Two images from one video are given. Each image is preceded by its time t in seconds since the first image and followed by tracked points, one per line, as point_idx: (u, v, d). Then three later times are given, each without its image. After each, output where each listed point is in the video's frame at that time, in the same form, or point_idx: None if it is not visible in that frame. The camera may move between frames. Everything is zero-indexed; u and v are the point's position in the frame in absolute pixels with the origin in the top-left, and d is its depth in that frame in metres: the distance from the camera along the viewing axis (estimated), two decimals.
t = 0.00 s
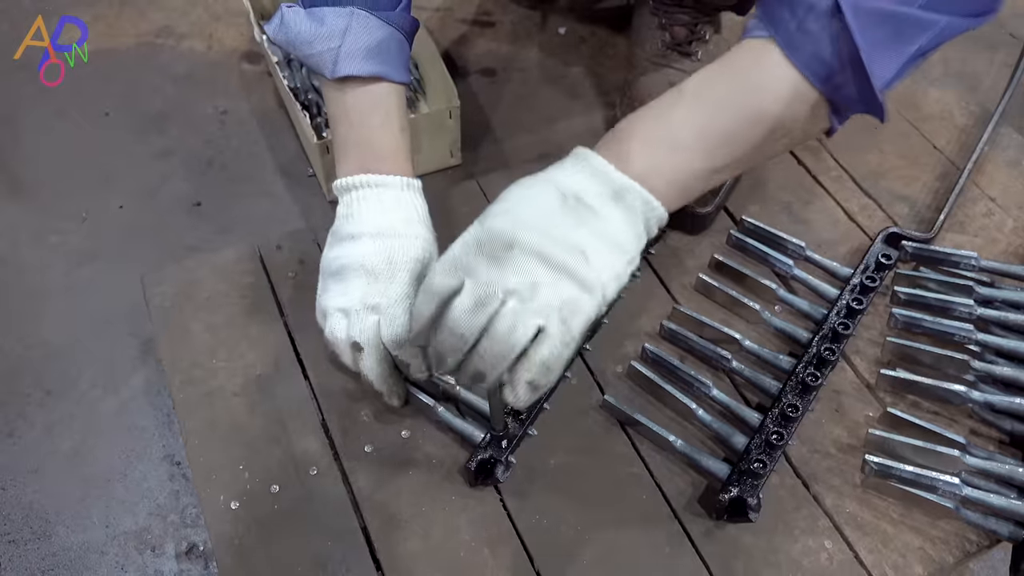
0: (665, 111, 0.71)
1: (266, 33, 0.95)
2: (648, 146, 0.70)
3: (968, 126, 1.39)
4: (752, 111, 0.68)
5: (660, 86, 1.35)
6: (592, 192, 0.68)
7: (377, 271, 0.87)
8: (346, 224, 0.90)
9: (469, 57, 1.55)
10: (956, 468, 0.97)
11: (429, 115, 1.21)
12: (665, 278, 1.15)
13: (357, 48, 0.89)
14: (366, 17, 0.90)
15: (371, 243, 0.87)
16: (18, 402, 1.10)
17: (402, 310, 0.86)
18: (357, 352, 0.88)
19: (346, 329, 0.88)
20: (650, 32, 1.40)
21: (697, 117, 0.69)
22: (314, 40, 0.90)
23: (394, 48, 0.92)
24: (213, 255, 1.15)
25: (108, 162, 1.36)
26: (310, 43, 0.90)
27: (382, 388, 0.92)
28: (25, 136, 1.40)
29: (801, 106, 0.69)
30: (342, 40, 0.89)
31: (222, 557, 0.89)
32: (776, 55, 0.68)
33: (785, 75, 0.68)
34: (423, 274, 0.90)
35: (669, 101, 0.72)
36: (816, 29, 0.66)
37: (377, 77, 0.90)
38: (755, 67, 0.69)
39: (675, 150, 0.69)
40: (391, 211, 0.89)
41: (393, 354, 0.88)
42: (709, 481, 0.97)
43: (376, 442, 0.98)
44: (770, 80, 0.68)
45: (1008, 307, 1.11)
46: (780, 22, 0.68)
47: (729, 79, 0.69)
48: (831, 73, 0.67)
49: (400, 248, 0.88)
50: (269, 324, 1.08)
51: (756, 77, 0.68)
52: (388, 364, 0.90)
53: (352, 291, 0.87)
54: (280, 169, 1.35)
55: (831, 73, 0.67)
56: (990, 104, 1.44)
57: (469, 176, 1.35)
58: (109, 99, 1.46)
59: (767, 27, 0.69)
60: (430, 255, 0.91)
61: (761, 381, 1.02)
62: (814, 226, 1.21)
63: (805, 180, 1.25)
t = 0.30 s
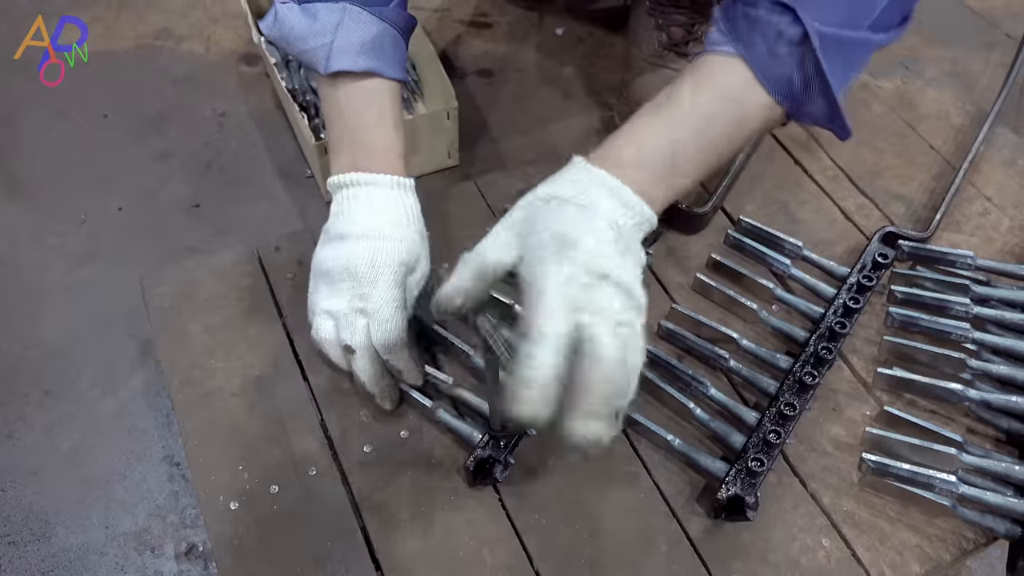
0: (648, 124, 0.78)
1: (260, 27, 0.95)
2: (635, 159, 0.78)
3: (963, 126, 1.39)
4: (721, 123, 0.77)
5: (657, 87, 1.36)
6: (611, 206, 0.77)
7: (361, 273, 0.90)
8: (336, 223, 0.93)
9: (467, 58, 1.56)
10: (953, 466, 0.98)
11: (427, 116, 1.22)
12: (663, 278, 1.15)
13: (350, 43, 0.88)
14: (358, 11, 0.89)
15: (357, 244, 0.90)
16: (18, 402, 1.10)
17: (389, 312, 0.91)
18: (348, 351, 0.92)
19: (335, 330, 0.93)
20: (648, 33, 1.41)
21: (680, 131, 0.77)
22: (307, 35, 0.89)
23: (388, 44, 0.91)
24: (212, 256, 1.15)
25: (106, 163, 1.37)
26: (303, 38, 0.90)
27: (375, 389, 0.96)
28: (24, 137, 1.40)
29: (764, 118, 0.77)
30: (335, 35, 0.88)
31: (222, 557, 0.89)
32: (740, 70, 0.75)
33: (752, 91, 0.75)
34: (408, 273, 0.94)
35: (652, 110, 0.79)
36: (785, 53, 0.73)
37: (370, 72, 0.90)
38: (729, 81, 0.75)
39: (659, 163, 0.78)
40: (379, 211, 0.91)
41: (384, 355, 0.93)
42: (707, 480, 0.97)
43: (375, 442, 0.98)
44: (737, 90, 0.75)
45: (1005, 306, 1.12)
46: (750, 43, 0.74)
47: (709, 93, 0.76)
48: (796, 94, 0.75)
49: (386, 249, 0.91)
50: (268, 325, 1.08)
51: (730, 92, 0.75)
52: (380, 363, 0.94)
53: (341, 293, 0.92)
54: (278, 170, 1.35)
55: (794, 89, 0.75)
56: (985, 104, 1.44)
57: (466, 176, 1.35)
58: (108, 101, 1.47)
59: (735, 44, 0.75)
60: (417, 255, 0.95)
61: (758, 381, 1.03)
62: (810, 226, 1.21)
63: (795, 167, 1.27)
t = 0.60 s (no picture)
0: (639, 157, 0.71)
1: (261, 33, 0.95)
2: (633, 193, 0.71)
3: (960, 126, 1.40)
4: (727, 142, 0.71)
5: (654, 87, 1.36)
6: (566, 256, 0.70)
7: (363, 274, 0.90)
8: (339, 223, 0.93)
9: (465, 59, 1.56)
10: (950, 465, 0.99)
11: (424, 117, 1.22)
12: (661, 278, 1.15)
13: (351, 48, 0.88)
14: (359, 15, 0.89)
15: (360, 245, 0.91)
16: (17, 404, 1.10)
17: (391, 313, 0.91)
18: (350, 351, 0.92)
19: (336, 330, 0.93)
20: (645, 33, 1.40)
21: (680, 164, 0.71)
22: (309, 40, 0.89)
23: (390, 47, 0.91)
24: (211, 256, 1.15)
25: (105, 165, 1.37)
26: (305, 43, 0.90)
27: (376, 389, 0.96)
28: (23, 138, 1.40)
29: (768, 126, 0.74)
30: (336, 40, 0.88)
31: (221, 557, 0.89)
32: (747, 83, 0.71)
33: (759, 102, 0.71)
34: (409, 274, 0.94)
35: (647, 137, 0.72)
36: (799, 63, 0.69)
37: (372, 76, 0.90)
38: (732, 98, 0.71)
39: (654, 206, 0.72)
40: (381, 212, 0.92)
41: (386, 355, 0.93)
42: (705, 479, 0.97)
43: (374, 442, 0.98)
44: (742, 109, 0.71)
45: (1001, 306, 1.12)
46: (759, 50, 0.69)
47: (713, 113, 0.71)
48: (802, 103, 0.72)
49: (388, 250, 0.91)
50: (267, 326, 1.08)
51: (737, 110, 0.71)
52: (381, 363, 0.94)
53: (343, 293, 0.92)
54: (277, 171, 1.35)
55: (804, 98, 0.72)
56: (982, 104, 1.45)
57: (464, 177, 1.35)
58: (106, 102, 1.47)
59: (740, 52, 0.70)
60: (419, 255, 0.95)
61: (756, 381, 1.03)
62: (808, 226, 1.22)
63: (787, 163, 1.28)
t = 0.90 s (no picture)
0: (603, 133, 0.68)
1: (263, 39, 0.98)
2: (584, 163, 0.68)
3: (955, 126, 1.40)
4: (698, 119, 0.66)
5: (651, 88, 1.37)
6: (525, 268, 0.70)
7: (363, 276, 0.90)
8: (339, 225, 0.94)
9: (463, 60, 1.56)
10: (946, 463, 0.99)
11: (423, 118, 1.22)
12: (658, 278, 1.16)
13: (353, 49, 0.91)
14: (359, 17, 0.92)
15: (360, 246, 0.91)
16: (16, 405, 1.10)
17: (390, 315, 0.91)
18: (348, 352, 0.92)
19: (335, 331, 0.93)
20: (642, 36, 1.46)
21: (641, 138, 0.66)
22: (311, 43, 0.92)
23: (390, 48, 0.94)
24: (210, 257, 1.15)
25: (103, 166, 1.37)
26: (307, 46, 0.92)
27: (375, 390, 0.96)
28: (22, 138, 1.40)
29: (757, 103, 0.65)
30: (338, 42, 0.91)
31: (220, 556, 0.90)
32: (728, 51, 0.65)
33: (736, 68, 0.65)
34: (408, 276, 0.94)
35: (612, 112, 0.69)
36: (769, 21, 0.62)
37: (373, 77, 0.92)
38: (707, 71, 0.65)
39: (605, 177, 0.67)
40: (383, 216, 0.92)
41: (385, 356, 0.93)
42: (703, 478, 0.98)
43: (372, 442, 0.99)
44: (715, 81, 0.65)
45: (997, 304, 1.13)
46: (728, 14, 0.64)
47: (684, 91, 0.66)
48: (792, 66, 0.63)
49: (388, 253, 0.91)
50: (266, 326, 1.09)
51: (711, 81, 0.65)
52: (379, 364, 0.94)
53: (341, 295, 0.92)
54: (275, 172, 1.36)
55: (790, 65, 0.63)
56: (978, 104, 1.45)
57: (462, 177, 1.36)
58: (104, 103, 1.47)
59: (713, 21, 0.65)
60: (420, 259, 0.96)
61: (753, 380, 1.03)
62: (804, 226, 1.22)
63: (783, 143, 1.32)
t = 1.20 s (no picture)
0: (607, 132, 0.68)
1: (264, 43, 0.97)
2: (593, 157, 0.69)
3: (950, 126, 1.41)
4: (694, 121, 0.67)
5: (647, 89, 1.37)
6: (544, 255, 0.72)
7: (366, 276, 0.91)
8: (341, 224, 0.94)
9: (459, 61, 1.57)
10: (940, 461, 0.99)
11: (420, 119, 1.23)
12: (655, 277, 1.16)
13: (353, 54, 0.90)
14: (360, 21, 0.91)
15: (361, 247, 0.91)
16: (14, 405, 1.10)
17: (392, 314, 0.93)
18: (348, 351, 0.93)
19: (336, 330, 0.94)
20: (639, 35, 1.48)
21: (645, 140, 0.68)
22: (311, 48, 0.91)
23: (391, 51, 0.93)
24: (208, 257, 1.16)
25: (101, 166, 1.37)
26: (307, 51, 0.92)
27: (374, 389, 0.96)
28: (20, 139, 1.41)
29: (752, 111, 0.67)
30: (339, 46, 0.90)
31: (219, 555, 0.90)
32: (726, 54, 0.65)
33: (733, 75, 0.65)
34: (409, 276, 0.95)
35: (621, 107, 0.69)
36: (774, 34, 0.62)
37: (375, 81, 0.92)
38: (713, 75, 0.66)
39: (611, 176, 0.69)
40: (385, 216, 0.93)
41: (386, 355, 0.94)
42: (699, 476, 0.99)
43: (370, 441, 0.99)
44: (714, 86, 0.66)
45: (991, 303, 1.13)
46: (732, 20, 0.64)
47: (682, 90, 0.67)
48: (784, 81, 0.65)
49: (389, 254, 0.92)
50: (264, 326, 1.09)
51: (713, 87, 0.66)
52: (379, 362, 0.95)
53: (342, 293, 0.92)
54: (272, 172, 1.36)
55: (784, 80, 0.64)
56: (972, 104, 1.46)
57: (459, 177, 1.36)
58: (102, 104, 1.47)
59: (715, 22, 0.65)
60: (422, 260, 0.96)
61: (749, 378, 1.04)
62: (799, 225, 1.23)
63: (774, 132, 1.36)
